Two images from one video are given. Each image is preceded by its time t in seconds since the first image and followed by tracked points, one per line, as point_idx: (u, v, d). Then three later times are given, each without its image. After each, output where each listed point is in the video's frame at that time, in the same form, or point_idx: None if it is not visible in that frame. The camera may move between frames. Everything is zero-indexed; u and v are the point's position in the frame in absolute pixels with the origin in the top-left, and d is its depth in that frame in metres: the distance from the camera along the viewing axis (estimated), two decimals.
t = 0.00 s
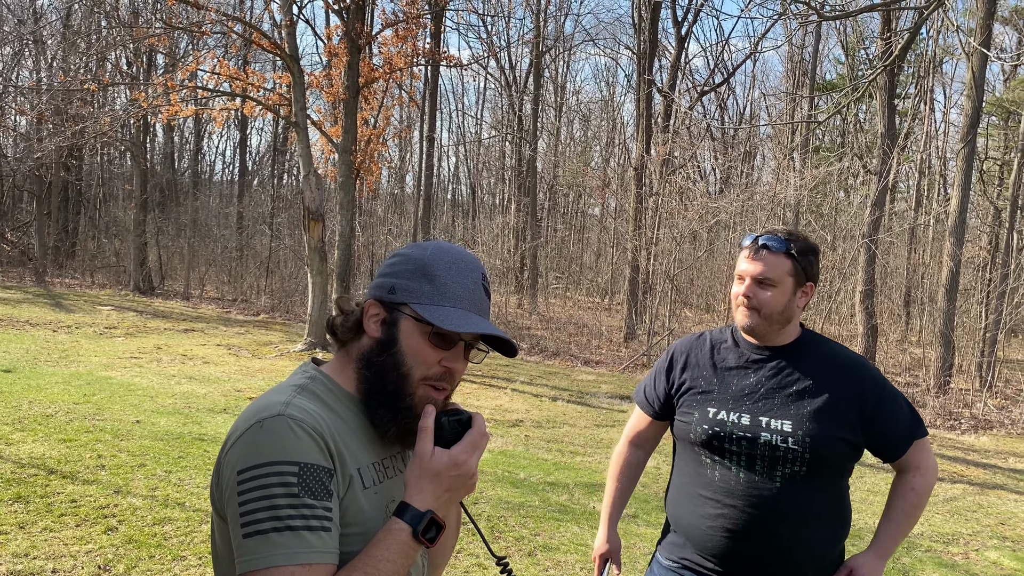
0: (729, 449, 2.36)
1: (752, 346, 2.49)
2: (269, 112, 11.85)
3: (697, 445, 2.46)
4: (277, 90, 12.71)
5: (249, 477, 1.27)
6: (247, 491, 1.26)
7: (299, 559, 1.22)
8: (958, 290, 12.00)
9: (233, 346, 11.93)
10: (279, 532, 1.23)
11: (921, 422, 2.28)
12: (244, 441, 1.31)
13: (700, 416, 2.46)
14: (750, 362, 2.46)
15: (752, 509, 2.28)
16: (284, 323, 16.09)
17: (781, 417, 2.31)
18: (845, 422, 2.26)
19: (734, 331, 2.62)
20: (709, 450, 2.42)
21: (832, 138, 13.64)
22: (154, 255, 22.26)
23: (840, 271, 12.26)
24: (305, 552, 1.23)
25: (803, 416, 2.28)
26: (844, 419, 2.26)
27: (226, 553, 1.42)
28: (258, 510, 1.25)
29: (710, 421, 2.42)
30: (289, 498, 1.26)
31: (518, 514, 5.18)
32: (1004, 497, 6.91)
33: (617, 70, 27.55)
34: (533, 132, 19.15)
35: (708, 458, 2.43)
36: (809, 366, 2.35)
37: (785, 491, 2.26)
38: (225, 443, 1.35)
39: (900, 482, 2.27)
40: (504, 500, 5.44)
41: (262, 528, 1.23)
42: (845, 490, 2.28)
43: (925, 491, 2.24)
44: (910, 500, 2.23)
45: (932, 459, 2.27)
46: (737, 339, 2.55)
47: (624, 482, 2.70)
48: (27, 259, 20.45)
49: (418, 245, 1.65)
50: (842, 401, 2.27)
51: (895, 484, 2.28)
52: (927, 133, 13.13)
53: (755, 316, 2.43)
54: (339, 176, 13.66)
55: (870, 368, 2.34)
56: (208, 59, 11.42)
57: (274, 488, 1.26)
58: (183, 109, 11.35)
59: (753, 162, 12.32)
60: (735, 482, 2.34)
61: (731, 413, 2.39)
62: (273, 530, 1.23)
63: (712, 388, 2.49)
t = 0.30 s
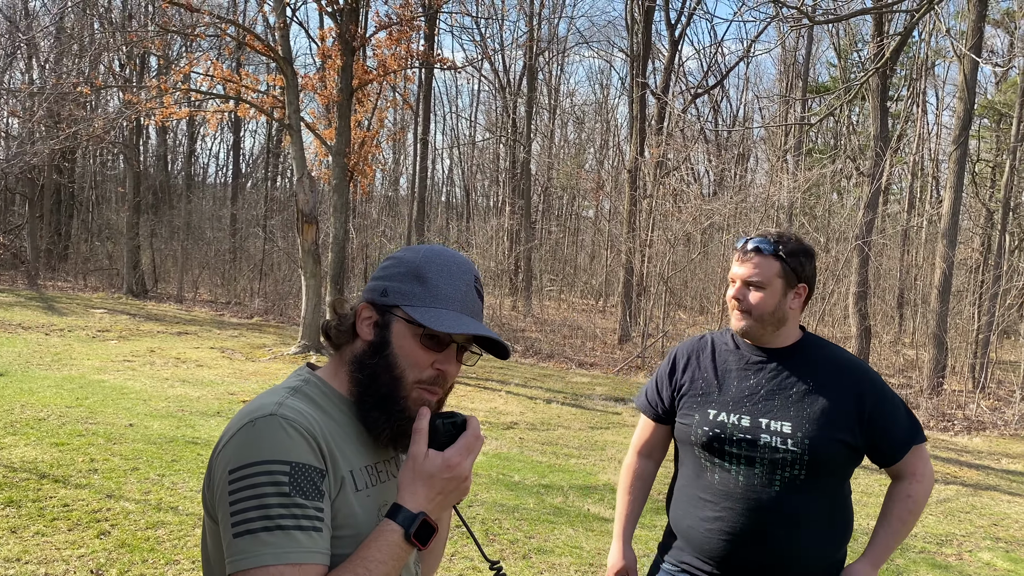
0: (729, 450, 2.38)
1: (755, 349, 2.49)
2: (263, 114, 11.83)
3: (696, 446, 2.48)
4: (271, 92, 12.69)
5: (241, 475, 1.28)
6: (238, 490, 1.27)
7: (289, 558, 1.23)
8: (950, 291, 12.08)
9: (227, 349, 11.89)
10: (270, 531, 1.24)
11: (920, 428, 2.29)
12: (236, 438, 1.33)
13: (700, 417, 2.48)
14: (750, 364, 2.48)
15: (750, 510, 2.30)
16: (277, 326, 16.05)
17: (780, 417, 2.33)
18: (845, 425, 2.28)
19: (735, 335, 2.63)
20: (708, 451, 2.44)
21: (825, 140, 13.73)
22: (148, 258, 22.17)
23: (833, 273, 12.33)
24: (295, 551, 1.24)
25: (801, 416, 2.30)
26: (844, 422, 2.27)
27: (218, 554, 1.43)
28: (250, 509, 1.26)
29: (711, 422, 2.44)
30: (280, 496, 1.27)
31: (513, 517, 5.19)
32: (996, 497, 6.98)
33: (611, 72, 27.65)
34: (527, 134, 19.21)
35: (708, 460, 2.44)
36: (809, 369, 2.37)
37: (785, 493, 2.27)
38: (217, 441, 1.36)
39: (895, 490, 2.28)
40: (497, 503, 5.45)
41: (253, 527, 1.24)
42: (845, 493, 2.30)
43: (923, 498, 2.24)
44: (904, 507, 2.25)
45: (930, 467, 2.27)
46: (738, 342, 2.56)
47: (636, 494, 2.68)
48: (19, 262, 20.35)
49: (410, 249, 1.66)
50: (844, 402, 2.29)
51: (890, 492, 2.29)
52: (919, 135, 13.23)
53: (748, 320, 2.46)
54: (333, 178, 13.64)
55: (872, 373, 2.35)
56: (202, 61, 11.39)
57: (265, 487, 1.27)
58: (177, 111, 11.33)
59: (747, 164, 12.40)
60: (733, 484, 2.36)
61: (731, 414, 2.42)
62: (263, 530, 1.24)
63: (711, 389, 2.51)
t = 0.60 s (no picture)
0: (727, 453, 2.39)
1: (754, 350, 2.49)
2: (257, 116, 11.80)
3: (693, 449, 2.49)
4: (265, 94, 12.67)
5: (233, 484, 1.28)
6: (231, 499, 1.27)
7: (283, 566, 1.23)
8: (944, 292, 12.14)
9: (222, 352, 11.86)
10: (264, 539, 1.24)
11: (919, 426, 2.31)
12: (229, 446, 1.32)
13: (698, 420, 2.49)
14: (746, 366, 2.49)
15: (750, 511, 2.30)
16: (272, 328, 16.00)
17: (778, 419, 2.34)
18: (845, 425, 2.28)
19: (731, 338, 2.63)
20: (707, 453, 2.45)
21: (819, 141, 13.78)
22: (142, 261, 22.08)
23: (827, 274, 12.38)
24: (289, 559, 1.24)
25: (798, 418, 2.31)
26: (844, 421, 2.28)
27: (212, 562, 1.42)
28: (243, 517, 1.25)
29: (709, 425, 2.44)
30: (273, 504, 1.27)
31: (509, 519, 5.19)
32: (990, 497, 7.01)
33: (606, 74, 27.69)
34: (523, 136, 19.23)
35: (708, 460, 2.45)
36: (806, 370, 2.39)
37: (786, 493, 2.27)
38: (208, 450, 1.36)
39: (897, 484, 2.28)
40: (493, 505, 5.44)
41: (246, 536, 1.23)
42: (846, 489, 2.30)
43: (925, 494, 2.25)
44: (904, 502, 2.25)
45: (931, 463, 2.28)
46: (736, 345, 2.56)
47: (637, 501, 2.64)
48: (13, 266, 20.25)
49: (406, 253, 1.65)
50: (844, 401, 2.30)
51: (891, 488, 2.30)
52: (912, 136, 13.29)
53: (756, 321, 2.44)
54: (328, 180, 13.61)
55: (869, 372, 2.37)
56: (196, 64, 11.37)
57: (258, 496, 1.26)
58: (172, 114, 11.29)
59: (742, 165, 12.45)
60: (731, 486, 2.36)
61: (729, 416, 2.42)
62: (257, 538, 1.23)
63: (707, 392, 2.52)
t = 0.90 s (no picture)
0: (727, 454, 2.40)
1: (760, 351, 2.50)
2: (253, 118, 11.80)
3: (693, 450, 2.50)
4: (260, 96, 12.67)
5: (228, 495, 1.28)
6: (226, 510, 1.28)
7: None
8: (939, 291, 12.19)
9: (218, 354, 11.85)
10: (260, 551, 1.24)
11: (916, 428, 2.33)
12: (222, 457, 1.33)
13: (698, 420, 2.49)
14: (747, 367, 2.50)
15: (747, 514, 2.31)
16: (269, 330, 15.99)
17: (779, 419, 2.35)
18: (844, 425, 2.30)
19: (731, 338, 2.64)
20: (706, 454, 2.46)
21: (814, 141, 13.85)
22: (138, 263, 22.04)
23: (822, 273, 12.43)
24: (287, 570, 1.25)
25: (797, 420, 2.32)
26: (844, 422, 2.29)
27: (205, 569, 1.43)
28: (239, 529, 1.26)
29: (709, 425, 2.45)
30: (269, 515, 1.28)
31: (505, 520, 5.20)
32: (985, 495, 7.06)
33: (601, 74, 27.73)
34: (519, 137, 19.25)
35: (705, 463, 2.46)
36: (806, 372, 2.40)
37: (782, 496, 2.29)
38: (201, 461, 1.36)
39: (890, 487, 2.31)
40: (490, 506, 5.45)
41: (242, 548, 1.24)
42: (842, 490, 2.32)
43: (918, 497, 2.27)
44: (897, 504, 2.27)
45: (926, 466, 2.31)
46: (739, 346, 2.57)
47: (633, 501, 2.64)
48: (7, 268, 20.19)
49: (408, 260, 1.65)
50: (844, 401, 2.32)
51: (885, 490, 2.32)
52: (906, 136, 13.35)
53: (762, 319, 2.46)
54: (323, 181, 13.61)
55: (870, 374, 2.38)
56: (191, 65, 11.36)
57: (255, 507, 1.27)
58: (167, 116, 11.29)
59: (737, 165, 12.49)
60: (733, 487, 2.37)
61: (730, 417, 2.43)
62: (253, 549, 1.24)
63: (708, 393, 2.53)
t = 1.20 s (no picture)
0: (732, 453, 2.38)
1: (763, 351, 2.48)
2: (249, 119, 11.79)
3: (698, 449, 2.47)
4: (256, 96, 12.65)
5: (228, 499, 1.30)
6: (226, 514, 1.29)
7: None
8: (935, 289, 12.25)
9: (215, 355, 11.86)
10: (261, 556, 1.26)
11: (917, 430, 2.29)
12: (221, 461, 1.33)
13: (703, 419, 2.46)
14: (751, 366, 2.47)
15: (745, 514, 2.31)
16: (265, 331, 15.99)
17: (784, 419, 2.33)
18: (846, 424, 2.28)
19: (732, 337, 2.62)
20: (710, 454, 2.43)
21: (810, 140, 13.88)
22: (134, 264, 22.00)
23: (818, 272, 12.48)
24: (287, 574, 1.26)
25: (800, 419, 2.31)
26: (845, 421, 2.28)
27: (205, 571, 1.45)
28: (240, 533, 1.27)
29: (715, 424, 2.42)
30: (269, 519, 1.29)
31: (503, 519, 5.22)
32: (982, 492, 7.11)
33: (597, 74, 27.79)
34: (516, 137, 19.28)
35: (704, 463, 2.45)
36: (809, 371, 2.38)
37: (780, 497, 2.28)
38: (200, 465, 1.37)
39: (881, 493, 2.30)
40: (488, 505, 5.48)
41: (243, 552, 1.26)
42: (840, 493, 2.31)
43: (908, 503, 2.27)
44: (889, 510, 2.26)
45: (918, 473, 2.29)
46: (742, 345, 2.54)
47: (633, 501, 2.63)
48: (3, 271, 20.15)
49: (398, 255, 1.69)
50: (845, 401, 2.31)
51: (876, 496, 2.31)
52: (901, 134, 13.39)
53: (766, 319, 2.43)
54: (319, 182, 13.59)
55: (871, 374, 2.37)
56: (187, 67, 11.36)
57: (255, 513, 1.28)
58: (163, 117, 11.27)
59: (733, 165, 12.55)
60: (738, 485, 2.35)
61: (735, 416, 2.41)
62: (253, 554, 1.26)
63: (712, 392, 2.50)
